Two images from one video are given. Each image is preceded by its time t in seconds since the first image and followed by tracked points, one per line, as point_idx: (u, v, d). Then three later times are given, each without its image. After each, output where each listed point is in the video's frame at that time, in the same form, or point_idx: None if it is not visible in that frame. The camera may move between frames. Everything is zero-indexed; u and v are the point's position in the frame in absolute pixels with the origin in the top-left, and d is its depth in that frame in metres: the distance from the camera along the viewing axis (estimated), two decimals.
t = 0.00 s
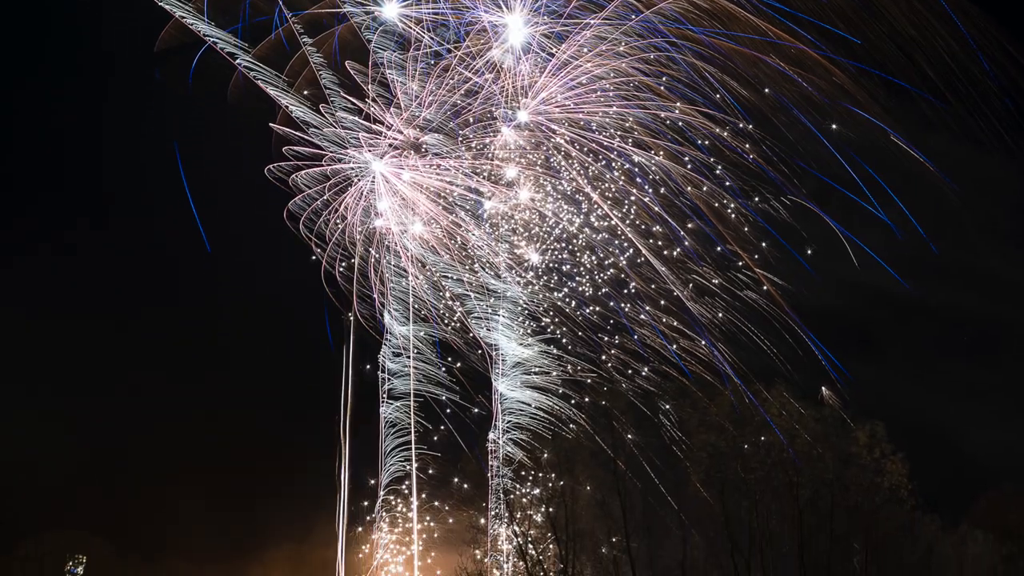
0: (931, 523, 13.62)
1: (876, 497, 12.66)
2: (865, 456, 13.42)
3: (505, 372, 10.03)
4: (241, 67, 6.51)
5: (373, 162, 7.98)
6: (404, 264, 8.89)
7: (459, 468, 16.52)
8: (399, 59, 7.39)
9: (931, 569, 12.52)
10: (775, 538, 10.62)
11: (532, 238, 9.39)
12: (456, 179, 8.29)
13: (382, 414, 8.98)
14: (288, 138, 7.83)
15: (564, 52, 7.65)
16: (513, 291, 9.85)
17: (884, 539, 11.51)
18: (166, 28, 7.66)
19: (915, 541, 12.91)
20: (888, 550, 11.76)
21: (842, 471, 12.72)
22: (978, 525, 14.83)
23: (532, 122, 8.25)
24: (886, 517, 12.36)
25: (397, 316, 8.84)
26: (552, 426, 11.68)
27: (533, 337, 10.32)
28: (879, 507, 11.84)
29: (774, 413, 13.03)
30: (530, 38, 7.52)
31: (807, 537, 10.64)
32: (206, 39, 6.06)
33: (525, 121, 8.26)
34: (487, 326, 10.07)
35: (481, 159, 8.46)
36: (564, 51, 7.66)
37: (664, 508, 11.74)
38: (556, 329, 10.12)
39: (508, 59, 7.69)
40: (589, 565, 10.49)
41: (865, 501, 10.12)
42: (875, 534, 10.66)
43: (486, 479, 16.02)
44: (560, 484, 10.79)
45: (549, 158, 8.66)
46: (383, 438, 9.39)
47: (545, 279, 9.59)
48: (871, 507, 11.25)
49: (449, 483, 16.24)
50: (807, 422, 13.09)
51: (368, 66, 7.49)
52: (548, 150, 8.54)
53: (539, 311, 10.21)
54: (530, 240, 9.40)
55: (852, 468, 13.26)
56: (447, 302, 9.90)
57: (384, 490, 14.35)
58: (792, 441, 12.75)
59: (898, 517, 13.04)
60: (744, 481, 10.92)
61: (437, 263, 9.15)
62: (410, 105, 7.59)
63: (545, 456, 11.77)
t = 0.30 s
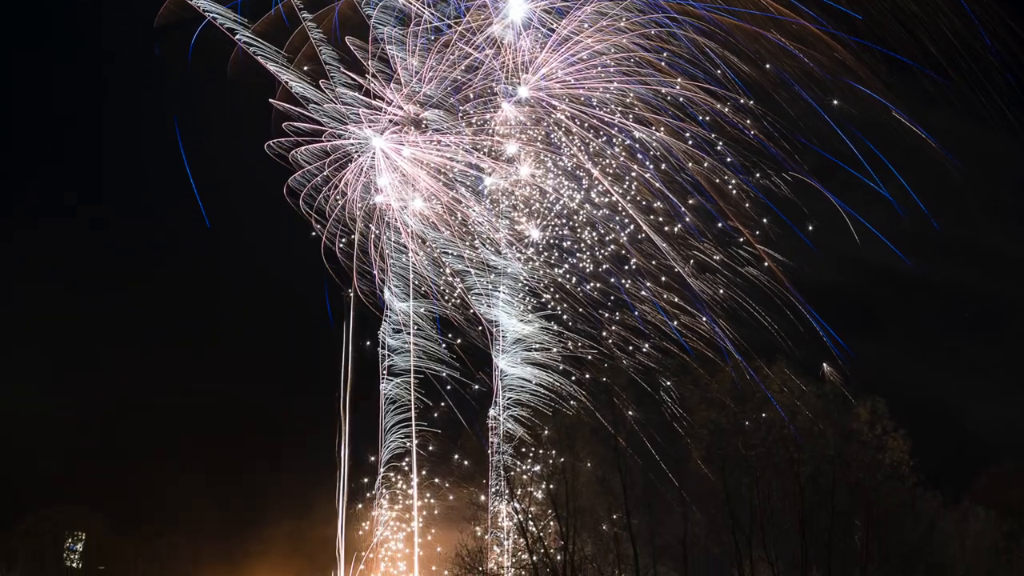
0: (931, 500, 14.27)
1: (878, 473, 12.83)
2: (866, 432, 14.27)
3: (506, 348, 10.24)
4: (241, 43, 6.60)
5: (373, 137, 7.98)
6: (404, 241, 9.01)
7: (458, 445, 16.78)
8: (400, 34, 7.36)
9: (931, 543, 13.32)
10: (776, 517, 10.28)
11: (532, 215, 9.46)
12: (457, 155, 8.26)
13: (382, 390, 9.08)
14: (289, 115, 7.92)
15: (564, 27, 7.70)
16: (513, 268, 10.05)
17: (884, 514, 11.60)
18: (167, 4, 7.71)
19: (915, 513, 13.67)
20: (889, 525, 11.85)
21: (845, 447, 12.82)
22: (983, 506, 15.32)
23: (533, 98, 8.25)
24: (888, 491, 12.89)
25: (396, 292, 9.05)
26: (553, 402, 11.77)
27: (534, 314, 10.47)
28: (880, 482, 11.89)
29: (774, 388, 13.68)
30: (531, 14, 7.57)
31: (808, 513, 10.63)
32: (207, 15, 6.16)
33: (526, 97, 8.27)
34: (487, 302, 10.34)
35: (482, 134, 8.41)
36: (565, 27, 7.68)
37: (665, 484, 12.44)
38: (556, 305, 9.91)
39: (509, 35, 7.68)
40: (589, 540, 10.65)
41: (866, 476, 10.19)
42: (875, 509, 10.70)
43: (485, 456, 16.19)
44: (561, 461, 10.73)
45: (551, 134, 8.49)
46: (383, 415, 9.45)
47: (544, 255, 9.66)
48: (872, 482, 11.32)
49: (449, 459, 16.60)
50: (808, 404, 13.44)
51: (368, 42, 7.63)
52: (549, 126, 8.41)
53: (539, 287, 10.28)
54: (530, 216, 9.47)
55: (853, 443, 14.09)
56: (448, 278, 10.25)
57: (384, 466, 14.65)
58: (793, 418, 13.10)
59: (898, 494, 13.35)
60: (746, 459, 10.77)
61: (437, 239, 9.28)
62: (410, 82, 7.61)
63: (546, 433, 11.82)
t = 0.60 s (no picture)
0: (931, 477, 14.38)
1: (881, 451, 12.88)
2: (867, 409, 14.34)
3: (506, 325, 10.36)
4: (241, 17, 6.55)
5: (373, 114, 7.93)
6: (405, 217, 9.02)
7: (457, 422, 16.89)
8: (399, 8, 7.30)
9: (930, 519, 13.43)
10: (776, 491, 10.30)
11: (533, 190, 9.42)
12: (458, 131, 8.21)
13: (382, 366, 9.10)
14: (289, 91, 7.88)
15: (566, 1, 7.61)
16: (514, 243, 10.06)
17: (887, 492, 11.66)
18: None
19: (916, 492, 13.80)
20: (891, 503, 11.91)
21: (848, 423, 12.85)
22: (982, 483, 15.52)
23: (534, 73, 8.18)
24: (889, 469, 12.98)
25: (396, 268, 9.08)
26: (553, 379, 11.82)
27: (534, 290, 10.48)
28: (883, 461, 11.94)
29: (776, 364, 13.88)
30: None
31: (811, 490, 10.64)
32: None
33: (526, 72, 8.19)
34: (489, 279, 10.40)
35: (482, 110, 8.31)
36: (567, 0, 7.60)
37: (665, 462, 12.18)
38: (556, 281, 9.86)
39: (509, 9, 7.60)
40: (590, 516, 10.73)
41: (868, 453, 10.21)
42: (877, 487, 10.74)
43: (485, 432, 16.07)
44: (562, 438, 10.53)
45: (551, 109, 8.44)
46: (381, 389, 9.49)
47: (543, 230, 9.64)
48: (873, 459, 11.37)
49: (449, 435, 16.74)
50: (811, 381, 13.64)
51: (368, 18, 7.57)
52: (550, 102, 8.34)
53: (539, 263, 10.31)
54: (529, 191, 9.45)
55: (854, 420, 14.21)
56: (447, 254, 10.22)
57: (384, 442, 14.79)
58: (793, 394, 13.20)
59: (900, 471, 13.39)
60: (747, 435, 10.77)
61: (437, 215, 9.26)
62: (411, 57, 7.54)
63: (547, 409, 11.79)
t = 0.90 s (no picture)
0: (931, 451, 14.61)
1: (882, 427, 13.01)
2: (868, 384, 14.63)
3: (507, 301, 10.61)
4: None
5: (374, 89, 7.95)
6: (406, 193, 9.07)
7: (457, 399, 16.96)
8: None
9: (931, 496, 13.55)
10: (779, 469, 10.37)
11: (533, 166, 9.45)
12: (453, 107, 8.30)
13: (382, 342, 9.20)
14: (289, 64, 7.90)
15: None
16: (514, 219, 10.13)
17: (887, 467, 11.79)
18: None
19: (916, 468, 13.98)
20: (892, 478, 12.04)
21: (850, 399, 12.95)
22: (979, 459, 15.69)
23: (534, 48, 8.18)
24: (891, 446, 13.09)
25: (397, 244, 9.13)
26: (554, 355, 11.81)
27: (534, 266, 10.67)
28: (884, 436, 12.05)
29: (776, 341, 14.11)
30: None
31: (811, 466, 10.75)
32: None
33: (526, 47, 8.19)
34: (490, 256, 10.58)
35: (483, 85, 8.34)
36: None
37: (666, 437, 12.19)
38: (554, 259, 9.89)
39: None
40: (589, 492, 10.83)
41: (869, 429, 10.30)
42: (877, 463, 10.87)
43: (484, 409, 16.27)
44: (561, 415, 10.76)
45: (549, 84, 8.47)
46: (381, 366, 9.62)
47: (542, 205, 9.69)
48: (873, 434, 11.45)
49: (449, 413, 16.85)
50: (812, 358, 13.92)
51: None
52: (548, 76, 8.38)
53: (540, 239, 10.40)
54: (530, 168, 9.50)
55: (856, 396, 14.33)
56: (448, 231, 10.29)
57: (384, 419, 14.91)
58: (795, 370, 13.53)
59: (902, 448, 13.53)
60: (747, 412, 10.89)
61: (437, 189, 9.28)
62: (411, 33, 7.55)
63: (547, 386, 11.90)
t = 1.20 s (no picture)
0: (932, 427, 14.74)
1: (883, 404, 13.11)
2: (870, 360, 14.73)
3: (507, 277, 11.03)
4: None
5: (374, 64, 7.95)
6: (407, 170, 9.11)
7: (458, 376, 17.05)
8: None
9: (932, 471, 13.69)
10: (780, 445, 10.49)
11: (534, 142, 9.43)
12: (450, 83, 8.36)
13: (382, 319, 9.21)
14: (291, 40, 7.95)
15: None
16: (515, 197, 10.16)
17: (889, 443, 11.87)
18: None
19: (918, 443, 14.11)
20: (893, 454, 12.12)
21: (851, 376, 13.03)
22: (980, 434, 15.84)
23: (535, 23, 8.14)
24: (893, 422, 13.21)
25: (398, 220, 9.17)
26: (554, 331, 11.93)
27: (535, 243, 10.89)
28: (885, 412, 12.13)
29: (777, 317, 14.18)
30: None
31: (812, 442, 10.86)
32: None
33: (528, 21, 8.14)
34: (491, 232, 10.74)
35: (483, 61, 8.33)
36: None
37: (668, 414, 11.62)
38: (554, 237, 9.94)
39: None
40: (590, 468, 10.94)
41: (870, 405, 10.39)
42: (878, 439, 10.98)
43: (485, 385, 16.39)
44: (563, 391, 10.69)
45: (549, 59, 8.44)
46: (382, 343, 9.68)
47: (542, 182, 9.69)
48: (874, 410, 11.56)
49: (450, 389, 16.96)
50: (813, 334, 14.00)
51: None
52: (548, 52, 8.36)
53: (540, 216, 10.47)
54: (530, 144, 9.47)
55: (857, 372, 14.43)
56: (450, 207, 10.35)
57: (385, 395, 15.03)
58: (796, 346, 13.61)
59: (903, 424, 13.65)
60: (748, 389, 10.99)
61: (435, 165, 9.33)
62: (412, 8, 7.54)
63: (548, 362, 11.91)
